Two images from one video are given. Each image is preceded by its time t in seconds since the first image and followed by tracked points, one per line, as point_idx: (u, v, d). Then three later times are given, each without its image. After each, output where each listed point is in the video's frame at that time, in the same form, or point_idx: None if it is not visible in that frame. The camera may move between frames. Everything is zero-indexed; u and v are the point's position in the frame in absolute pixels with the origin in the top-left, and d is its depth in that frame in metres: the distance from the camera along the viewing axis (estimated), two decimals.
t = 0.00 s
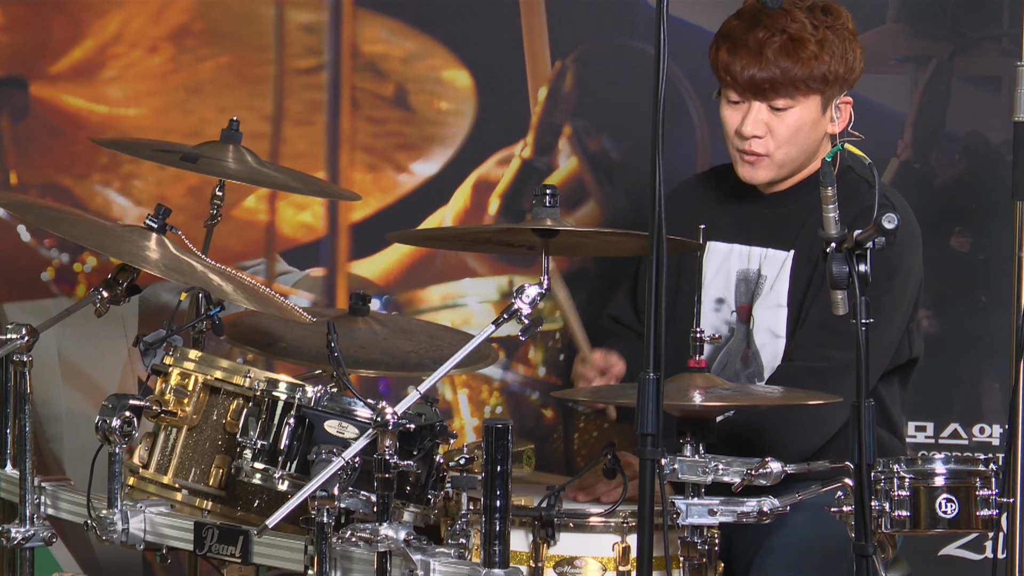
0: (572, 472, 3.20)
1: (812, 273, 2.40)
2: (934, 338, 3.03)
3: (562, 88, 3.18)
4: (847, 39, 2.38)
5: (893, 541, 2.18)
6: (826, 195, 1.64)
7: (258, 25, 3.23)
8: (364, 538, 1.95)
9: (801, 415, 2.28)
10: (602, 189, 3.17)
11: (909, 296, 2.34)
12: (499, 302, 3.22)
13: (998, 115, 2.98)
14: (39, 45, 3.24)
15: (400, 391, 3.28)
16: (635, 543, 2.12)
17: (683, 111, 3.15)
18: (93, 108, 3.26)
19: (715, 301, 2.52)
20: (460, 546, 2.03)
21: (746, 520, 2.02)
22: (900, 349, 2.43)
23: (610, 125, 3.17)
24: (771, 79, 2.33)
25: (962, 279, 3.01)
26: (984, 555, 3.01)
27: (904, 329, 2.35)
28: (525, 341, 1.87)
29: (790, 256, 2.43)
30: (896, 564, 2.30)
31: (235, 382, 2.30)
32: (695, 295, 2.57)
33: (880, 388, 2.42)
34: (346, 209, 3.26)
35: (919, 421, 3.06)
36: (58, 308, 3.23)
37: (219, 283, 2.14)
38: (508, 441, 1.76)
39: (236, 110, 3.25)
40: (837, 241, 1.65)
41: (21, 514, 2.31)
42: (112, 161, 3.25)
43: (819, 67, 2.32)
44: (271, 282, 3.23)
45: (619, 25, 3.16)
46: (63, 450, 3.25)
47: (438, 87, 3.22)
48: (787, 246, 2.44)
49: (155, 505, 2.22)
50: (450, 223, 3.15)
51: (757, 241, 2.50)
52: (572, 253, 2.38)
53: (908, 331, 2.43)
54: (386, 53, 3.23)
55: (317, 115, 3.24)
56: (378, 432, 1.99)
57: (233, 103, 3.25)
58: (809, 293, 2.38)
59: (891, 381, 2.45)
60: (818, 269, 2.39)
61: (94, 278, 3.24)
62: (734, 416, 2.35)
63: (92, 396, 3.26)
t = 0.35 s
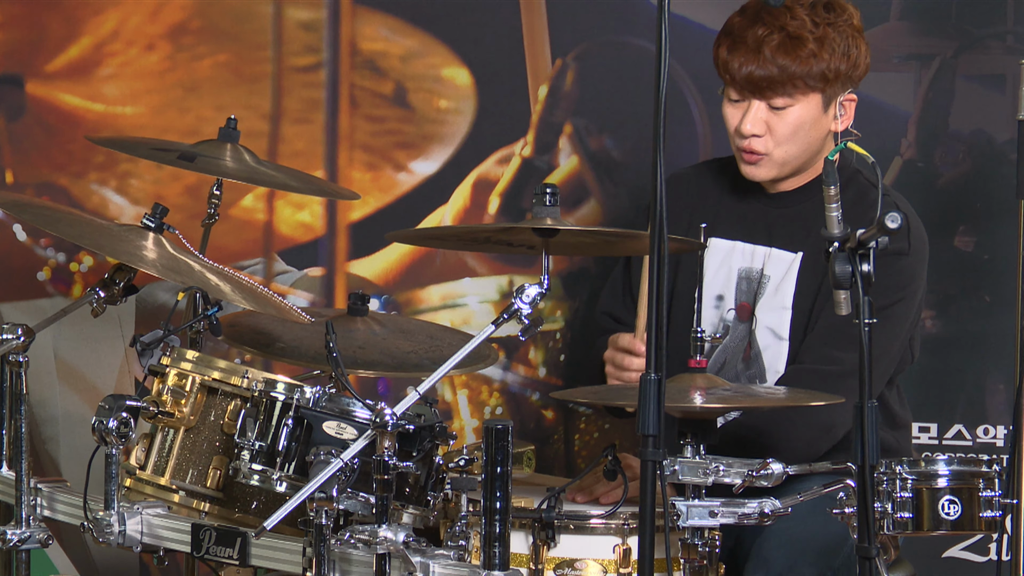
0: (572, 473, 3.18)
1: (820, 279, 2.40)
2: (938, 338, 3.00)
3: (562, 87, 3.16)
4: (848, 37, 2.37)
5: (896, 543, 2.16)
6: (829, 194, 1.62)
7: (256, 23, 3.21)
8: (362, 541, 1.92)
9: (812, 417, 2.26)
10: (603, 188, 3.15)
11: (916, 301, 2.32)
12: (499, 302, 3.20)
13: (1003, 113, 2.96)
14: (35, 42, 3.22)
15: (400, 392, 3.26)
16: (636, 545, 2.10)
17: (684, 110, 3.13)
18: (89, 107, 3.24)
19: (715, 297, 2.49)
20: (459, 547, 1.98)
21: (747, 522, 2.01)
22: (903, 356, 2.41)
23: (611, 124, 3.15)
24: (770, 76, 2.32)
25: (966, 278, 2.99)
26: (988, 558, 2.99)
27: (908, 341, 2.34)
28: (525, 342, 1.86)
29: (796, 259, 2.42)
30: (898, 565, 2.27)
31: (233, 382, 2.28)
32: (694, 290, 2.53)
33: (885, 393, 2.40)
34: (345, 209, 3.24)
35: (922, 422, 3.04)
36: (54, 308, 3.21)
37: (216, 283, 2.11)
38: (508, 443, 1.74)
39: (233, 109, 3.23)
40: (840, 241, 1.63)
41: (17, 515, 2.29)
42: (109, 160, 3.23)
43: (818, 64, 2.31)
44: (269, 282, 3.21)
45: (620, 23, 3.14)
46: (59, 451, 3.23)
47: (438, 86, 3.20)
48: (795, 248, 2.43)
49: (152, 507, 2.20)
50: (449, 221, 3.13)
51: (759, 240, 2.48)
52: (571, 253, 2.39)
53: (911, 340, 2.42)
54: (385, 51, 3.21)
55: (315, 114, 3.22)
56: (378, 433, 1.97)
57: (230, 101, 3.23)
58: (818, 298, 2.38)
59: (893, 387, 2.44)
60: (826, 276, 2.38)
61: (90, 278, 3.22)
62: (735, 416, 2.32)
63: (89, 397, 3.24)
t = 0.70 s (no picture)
0: (573, 475, 3.16)
1: (817, 277, 2.36)
2: (942, 339, 2.98)
3: (563, 85, 3.13)
4: (816, 21, 2.33)
5: (900, 547, 2.13)
6: (833, 193, 1.61)
7: (253, 20, 3.18)
8: (361, 544, 1.89)
9: (816, 417, 2.23)
10: (604, 187, 3.13)
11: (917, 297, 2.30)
12: (499, 303, 3.18)
13: (1007, 112, 2.94)
14: (31, 40, 3.20)
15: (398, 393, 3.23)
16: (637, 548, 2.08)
17: (685, 108, 3.11)
18: (85, 105, 3.22)
19: (712, 295, 2.48)
20: (460, 552, 1.92)
21: (750, 525, 1.98)
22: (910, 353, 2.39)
23: (611, 123, 3.12)
24: (729, 63, 2.32)
25: (971, 279, 2.97)
26: (993, 561, 2.96)
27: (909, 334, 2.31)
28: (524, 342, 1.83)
29: (790, 254, 2.39)
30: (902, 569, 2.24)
31: (230, 384, 2.25)
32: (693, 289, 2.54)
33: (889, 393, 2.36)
34: (344, 208, 3.22)
35: (926, 424, 3.01)
36: (49, 308, 3.19)
37: (213, 283, 2.09)
38: (508, 444, 1.71)
39: (231, 107, 3.21)
40: (843, 241, 1.62)
41: (12, 518, 2.25)
42: (105, 159, 3.21)
43: (777, 48, 2.29)
44: (266, 282, 3.19)
45: (621, 21, 3.12)
46: (54, 453, 3.21)
47: (437, 84, 3.18)
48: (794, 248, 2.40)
49: (148, 510, 2.18)
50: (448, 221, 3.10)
51: (760, 239, 2.46)
52: (574, 254, 2.36)
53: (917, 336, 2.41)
54: (384, 49, 3.18)
55: (314, 113, 3.19)
56: (376, 434, 1.95)
57: (228, 100, 3.20)
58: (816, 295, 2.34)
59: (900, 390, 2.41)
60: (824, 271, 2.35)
61: (86, 279, 3.20)
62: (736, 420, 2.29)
63: (85, 398, 3.22)
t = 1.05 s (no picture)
0: (573, 477, 3.14)
1: (822, 275, 2.34)
2: (945, 339, 2.96)
3: (563, 84, 3.12)
4: (838, 32, 2.31)
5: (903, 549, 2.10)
6: (835, 193, 1.59)
7: (251, 19, 3.16)
8: (359, 546, 1.87)
9: (816, 419, 2.22)
10: (605, 187, 3.11)
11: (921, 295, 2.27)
12: (499, 304, 3.16)
13: (1010, 111, 2.93)
14: (26, 38, 3.18)
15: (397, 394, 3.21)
16: (638, 551, 2.06)
17: (686, 107, 3.09)
18: (81, 103, 3.20)
19: (719, 301, 2.45)
20: (459, 552, 1.95)
21: (751, 528, 1.97)
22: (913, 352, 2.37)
23: (612, 122, 3.10)
24: (758, 74, 2.27)
25: (975, 279, 2.95)
26: (996, 563, 2.94)
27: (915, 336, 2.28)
28: (524, 344, 1.80)
29: (797, 258, 2.37)
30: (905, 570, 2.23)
31: (227, 385, 2.23)
32: (697, 296, 2.51)
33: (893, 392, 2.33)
34: (342, 208, 3.20)
35: (929, 425, 2.99)
36: (45, 309, 3.17)
37: (210, 284, 2.08)
38: (508, 446, 1.69)
39: (228, 106, 3.19)
40: (845, 241, 1.60)
41: (8, 520, 2.22)
42: (102, 158, 3.19)
43: (807, 60, 2.26)
44: (264, 282, 3.17)
45: (621, 19, 3.10)
46: (50, 454, 3.19)
47: (437, 83, 3.16)
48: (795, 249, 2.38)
49: (145, 512, 2.16)
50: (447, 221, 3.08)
51: (761, 239, 2.44)
52: (573, 254, 2.35)
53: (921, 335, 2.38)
54: (382, 47, 3.16)
55: (312, 111, 3.17)
56: (374, 437, 1.92)
57: (225, 99, 3.18)
58: (819, 299, 2.33)
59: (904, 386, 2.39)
60: (829, 269, 2.33)
61: (82, 279, 3.18)
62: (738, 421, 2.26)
63: (81, 400, 3.20)
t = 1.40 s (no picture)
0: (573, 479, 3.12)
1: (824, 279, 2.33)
2: (950, 339, 2.94)
3: (564, 82, 3.10)
4: (847, 28, 2.28)
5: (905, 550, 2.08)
6: (837, 192, 1.56)
7: (249, 16, 3.14)
8: (358, 548, 1.85)
9: (818, 417, 2.19)
10: (606, 186, 3.09)
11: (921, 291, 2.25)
12: (499, 304, 3.14)
13: (1015, 109, 2.91)
14: (22, 36, 3.16)
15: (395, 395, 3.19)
16: (639, 553, 2.04)
17: (688, 105, 3.07)
18: (78, 102, 3.18)
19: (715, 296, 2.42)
20: (458, 554, 1.93)
21: (751, 529, 1.95)
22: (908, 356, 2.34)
23: (613, 120, 3.08)
24: (769, 72, 2.24)
25: (979, 278, 2.93)
26: (1000, 565, 2.92)
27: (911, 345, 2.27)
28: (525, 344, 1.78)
29: (798, 257, 2.36)
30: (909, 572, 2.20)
31: (225, 386, 2.21)
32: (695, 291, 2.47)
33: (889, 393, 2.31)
34: (341, 207, 3.18)
35: (933, 426, 2.97)
36: (41, 309, 3.15)
37: (208, 283, 2.05)
38: (508, 447, 1.67)
39: (226, 104, 3.17)
40: (848, 240, 1.57)
41: (4, 522, 2.19)
42: (98, 157, 3.17)
43: (818, 58, 2.23)
44: (262, 282, 3.15)
45: (623, 16, 3.08)
46: (46, 455, 3.17)
47: (436, 81, 3.14)
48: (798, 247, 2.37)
49: (142, 513, 2.13)
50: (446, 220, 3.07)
51: (762, 237, 2.42)
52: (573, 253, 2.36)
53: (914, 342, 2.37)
54: (382, 45, 3.15)
55: (310, 110, 3.16)
56: (373, 438, 1.90)
57: (222, 97, 3.16)
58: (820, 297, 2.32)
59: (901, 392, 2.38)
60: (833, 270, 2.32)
61: (79, 278, 3.16)
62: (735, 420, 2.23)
63: (77, 400, 3.18)
